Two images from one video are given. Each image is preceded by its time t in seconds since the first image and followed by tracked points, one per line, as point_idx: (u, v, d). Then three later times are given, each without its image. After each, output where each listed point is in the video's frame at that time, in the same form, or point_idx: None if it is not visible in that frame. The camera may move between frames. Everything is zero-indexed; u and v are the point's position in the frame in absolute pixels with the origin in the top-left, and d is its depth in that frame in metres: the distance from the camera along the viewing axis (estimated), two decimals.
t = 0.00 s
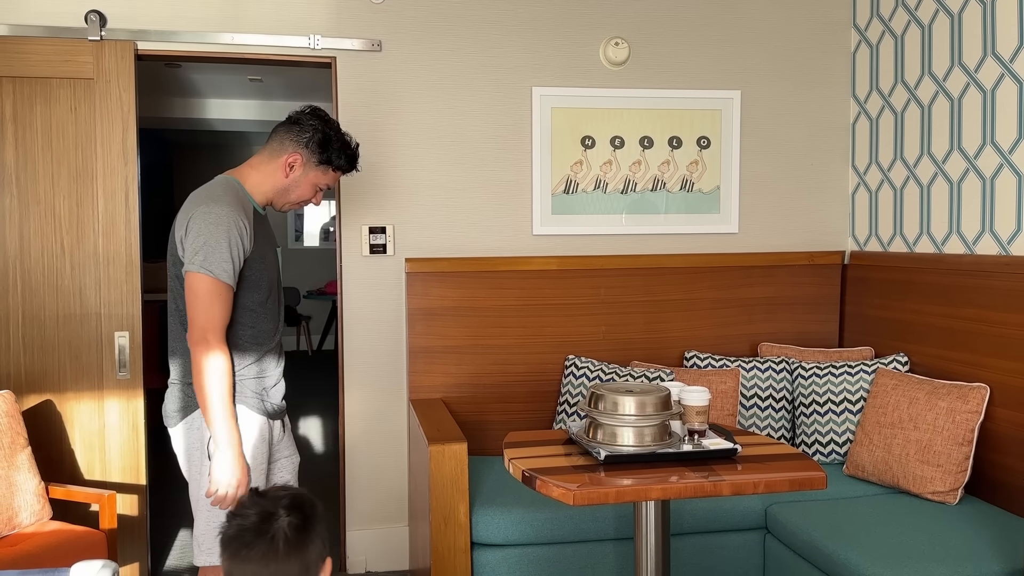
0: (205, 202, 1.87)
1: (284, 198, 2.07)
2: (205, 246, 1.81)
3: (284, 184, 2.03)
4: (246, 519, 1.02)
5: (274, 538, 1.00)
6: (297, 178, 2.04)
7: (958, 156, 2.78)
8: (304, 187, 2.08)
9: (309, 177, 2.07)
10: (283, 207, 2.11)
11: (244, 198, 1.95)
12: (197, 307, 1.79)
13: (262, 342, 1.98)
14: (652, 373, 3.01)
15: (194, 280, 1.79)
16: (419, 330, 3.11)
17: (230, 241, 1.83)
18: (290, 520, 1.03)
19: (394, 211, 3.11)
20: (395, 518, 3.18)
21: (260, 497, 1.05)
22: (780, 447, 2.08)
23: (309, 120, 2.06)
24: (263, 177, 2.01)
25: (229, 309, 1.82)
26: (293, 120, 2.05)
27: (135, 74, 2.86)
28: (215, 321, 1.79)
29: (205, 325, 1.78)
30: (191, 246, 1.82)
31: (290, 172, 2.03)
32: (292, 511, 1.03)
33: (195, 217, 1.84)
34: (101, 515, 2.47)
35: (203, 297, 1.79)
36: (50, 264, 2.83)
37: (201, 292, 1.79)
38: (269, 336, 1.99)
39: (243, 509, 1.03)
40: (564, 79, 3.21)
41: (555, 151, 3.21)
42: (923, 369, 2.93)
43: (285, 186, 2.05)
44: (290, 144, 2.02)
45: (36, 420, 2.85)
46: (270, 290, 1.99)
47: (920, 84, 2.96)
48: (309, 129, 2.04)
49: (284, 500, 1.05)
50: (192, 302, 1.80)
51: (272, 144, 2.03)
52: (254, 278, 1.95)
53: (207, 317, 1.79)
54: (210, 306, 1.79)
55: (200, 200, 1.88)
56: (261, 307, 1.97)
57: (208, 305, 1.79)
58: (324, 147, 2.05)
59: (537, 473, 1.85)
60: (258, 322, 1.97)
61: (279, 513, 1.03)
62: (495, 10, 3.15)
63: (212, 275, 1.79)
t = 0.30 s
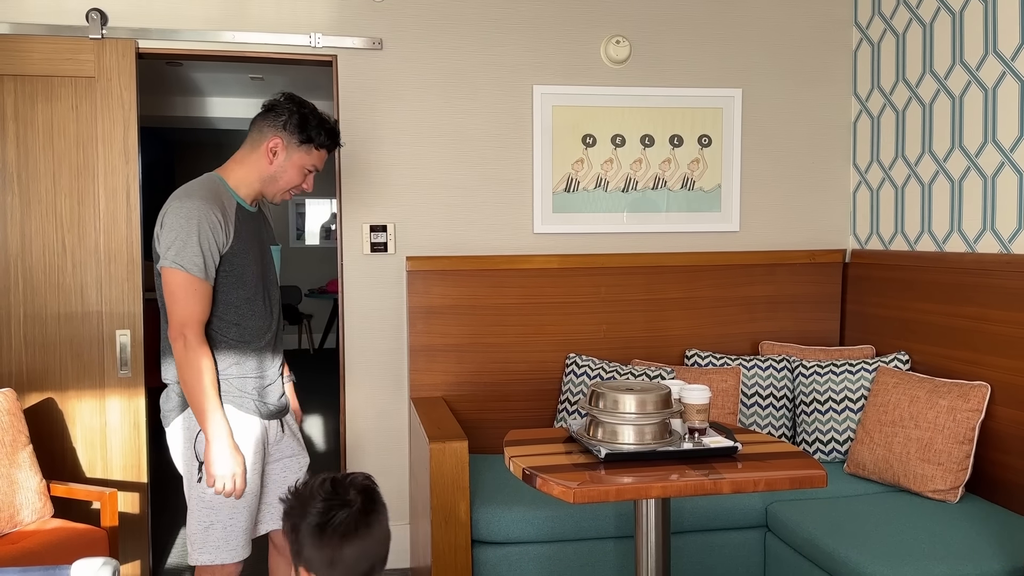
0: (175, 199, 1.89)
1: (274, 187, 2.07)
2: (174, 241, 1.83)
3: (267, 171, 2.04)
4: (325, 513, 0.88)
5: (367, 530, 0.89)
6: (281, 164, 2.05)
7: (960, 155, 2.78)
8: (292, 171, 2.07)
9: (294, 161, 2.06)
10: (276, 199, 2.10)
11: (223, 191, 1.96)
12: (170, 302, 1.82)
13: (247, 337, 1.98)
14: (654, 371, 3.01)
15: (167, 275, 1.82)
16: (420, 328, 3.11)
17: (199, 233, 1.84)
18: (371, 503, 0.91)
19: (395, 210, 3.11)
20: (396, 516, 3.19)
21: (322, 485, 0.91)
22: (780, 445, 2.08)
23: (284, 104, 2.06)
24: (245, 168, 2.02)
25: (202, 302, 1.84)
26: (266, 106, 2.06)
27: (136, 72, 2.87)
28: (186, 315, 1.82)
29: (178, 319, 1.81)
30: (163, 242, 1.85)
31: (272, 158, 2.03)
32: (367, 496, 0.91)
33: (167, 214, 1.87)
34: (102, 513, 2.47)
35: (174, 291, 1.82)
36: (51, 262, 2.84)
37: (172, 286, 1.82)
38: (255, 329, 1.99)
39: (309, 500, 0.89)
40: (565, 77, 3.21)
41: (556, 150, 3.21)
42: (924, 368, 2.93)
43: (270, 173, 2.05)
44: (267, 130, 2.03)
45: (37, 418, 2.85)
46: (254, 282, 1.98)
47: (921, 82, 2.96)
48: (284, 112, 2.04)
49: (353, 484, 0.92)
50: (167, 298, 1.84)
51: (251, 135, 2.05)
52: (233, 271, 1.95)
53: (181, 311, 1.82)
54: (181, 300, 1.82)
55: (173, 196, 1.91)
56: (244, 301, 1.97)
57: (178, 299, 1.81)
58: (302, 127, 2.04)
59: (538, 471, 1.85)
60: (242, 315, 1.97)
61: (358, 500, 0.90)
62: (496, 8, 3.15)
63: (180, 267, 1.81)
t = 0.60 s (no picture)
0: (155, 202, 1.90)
1: (260, 166, 2.07)
2: (157, 241, 1.84)
3: (245, 152, 2.04)
4: (317, 506, 1.32)
5: (347, 523, 1.30)
6: (255, 142, 2.04)
7: (961, 151, 2.78)
8: (271, 144, 2.06)
9: (269, 133, 2.05)
10: (269, 179, 2.09)
11: (207, 185, 1.97)
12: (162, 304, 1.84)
13: (244, 329, 1.97)
14: (655, 368, 3.01)
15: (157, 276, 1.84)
16: (421, 325, 3.11)
17: (180, 231, 1.85)
18: (364, 496, 1.37)
19: (396, 206, 3.12)
20: (397, 512, 3.19)
21: (323, 484, 1.39)
22: (781, 442, 2.08)
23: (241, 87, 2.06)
24: (226, 157, 2.03)
25: (193, 299, 1.84)
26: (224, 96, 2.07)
27: (137, 69, 2.87)
28: (179, 313, 1.82)
29: (173, 318, 1.83)
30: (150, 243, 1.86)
31: (246, 138, 2.03)
32: (363, 491, 1.38)
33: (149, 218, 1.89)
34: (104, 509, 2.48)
35: (164, 291, 1.83)
36: (53, 259, 2.84)
37: (160, 287, 1.83)
38: (253, 322, 1.99)
39: (310, 492, 1.36)
40: (566, 74, 3.21)
41: (557, 147, 3.21)
42: (925, 365, 2.93)
43: (251, 154, 2.05)
44: (233, 114, 2.03)
45: (39, 414, 2.86)
46: (247, 275, 1.98)
47: (923, 80, 2.96)
48: (240, 92, 2.04)
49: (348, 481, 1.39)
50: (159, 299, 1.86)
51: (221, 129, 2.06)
52: (223, 264, 1.94)
53: (174, 310, 1.83)
54: (172, 298, 1.82)
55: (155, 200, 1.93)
56: (238, 294, 1.97)
57: (169, 299, 1.82)
58: (262, 98, 2.04)
59: (539, 467, 1.86)
60: (237, 309, 1.97)
61: (348, 497, 1.35)
62: (497, 5, 3.15)
63: (166, 267, 1.82)
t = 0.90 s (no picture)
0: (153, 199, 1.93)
1: (254, 153, 2.07)
2: (154, 237, 1.86)
3: (235, 143, 2.05)
4: (288, 525, 1.16)
5: (324, 546, 1.15)
6: (242, 131, 2.05)
7: (962, 150, 2.78)
8: (260, 130, 2.06)
9: (255, 120, 2.06)
10: (267, 165, 2.09)
11: (205, 180, 1.98)
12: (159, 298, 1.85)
13: (247, 324, 1.98)
14: (655, 366, 3.01)
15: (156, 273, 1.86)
16: (422, 323, 3.12)
17: (178, 226, 1.85)
18: (340, 517, 1.21)
19: (398, 205, 3.12)
20: (399, 509, 3.20)
21: (294, 501, 1.23)
22: (782, 439, 2.08)
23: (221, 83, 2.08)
24: (220, 152, 2.05)
25: (191, 293, 1.85)
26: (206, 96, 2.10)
27: (140, 67, 2.87)
28: (174, 306, 1.83)
29: (169, 313, 1.83)
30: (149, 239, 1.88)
31: (233, 129, 2.05)
32: (338, 511, 1.22)
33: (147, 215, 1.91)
34: (107, 506, 2.49)
35: (161, 284, 1.84)
36: (55, 256, 2.85)
37: (157, 281, 1.84)
38: (255, 316, 2.00)
39: (280, 508, 1.20)
40: (568, 72, 3.22)
41: (559, 145, 3.21)
42: (925, 363, 2.93)
43: (243, 144, 2.06)
44: (217, 110, 2.05)
45: (42, 411, 2.87)
46: (249, 269, 1.99)
47: (924, 78, 2.96)
48: (219, 87, 2.07)
49: (321, 502, 1.23)
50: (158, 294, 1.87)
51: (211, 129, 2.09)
52: (222, 258, 1.95)
53: (171, 305, 1.83)
54: (168, 292, 1.83)
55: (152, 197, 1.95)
56: (242, 288, 1.98)
57: (166, 292, 1.83)
58: (239, 86, 2.05)
59: (541, 464, 1.87)
60: (239, 303, 1.97)
61: (325, 515, 1.19)
62: (499, 4, 3.16)
63: (164, 262, 1.83)
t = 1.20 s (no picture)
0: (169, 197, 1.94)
1: (263, 155, 2.09)
2: (167, 233, 1.87)
3: (244, 146, 2.07)
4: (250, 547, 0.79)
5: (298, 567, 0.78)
6: (251, 135, 2.06)
7: (959, 151, 2.79)
8: (269, 133, 2.08)
9: (265, 123, 2.07)
10: (275, 167, 2.12)
11: (216, 181, 1.99)
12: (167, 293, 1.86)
13: (256, 323, 1.99)
14: (653, 366, 3.02)
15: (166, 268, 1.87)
16: (420, 323, 3.12)
17: (193, 224, 1.86)
18: (311, 529, 0.83)
19: (396, 205, 3.12)
20: (397, 509, 3.20)
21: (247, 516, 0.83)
22: (780, 439, 2.09)
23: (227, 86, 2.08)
24: (230, 155, 2.06)
25: (199, 291, 1.86)
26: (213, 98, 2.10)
27: (138, 67, 2.87)
28: (181, 302, 1.84)
29: (176, 308, 1.84)
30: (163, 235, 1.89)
31: (241, 132, 2.06)
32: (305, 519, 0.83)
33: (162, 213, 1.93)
34: (105, 506, 2.48)
35: (170, 280, 1.85)
36: (53, 257, 2.85)
37: (167, 277, 1.86)
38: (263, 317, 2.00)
39: (233, 525, 0.81)
40: (566, 73, 3.22)
41: (557, 146, 3.22)
42: (923, 363, 2.94)
43: (252, 146, 2.07)
44: (227, 113, 2.06)
45: (40, 411, 2.87)
46: (260, 270, 2.00)
47: (921, 79, 2.97)
48: (226, 91, 2.07)
49: (280, 513, 0.82)
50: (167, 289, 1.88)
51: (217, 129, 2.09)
52: (234, 257, 1.96)
53: (179, 300, 1.84)
54: (177, 288, 1.84)
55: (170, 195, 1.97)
56: (253, 287, 1.98)
57: (174, 288, 1.84)
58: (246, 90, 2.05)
59: (539, 464, 1.87)
60: (249, 302, 1.98)
61: (288, 528, 0.81)
62: (497, 4, 3.16)
63: (176, 258, 1.84)
